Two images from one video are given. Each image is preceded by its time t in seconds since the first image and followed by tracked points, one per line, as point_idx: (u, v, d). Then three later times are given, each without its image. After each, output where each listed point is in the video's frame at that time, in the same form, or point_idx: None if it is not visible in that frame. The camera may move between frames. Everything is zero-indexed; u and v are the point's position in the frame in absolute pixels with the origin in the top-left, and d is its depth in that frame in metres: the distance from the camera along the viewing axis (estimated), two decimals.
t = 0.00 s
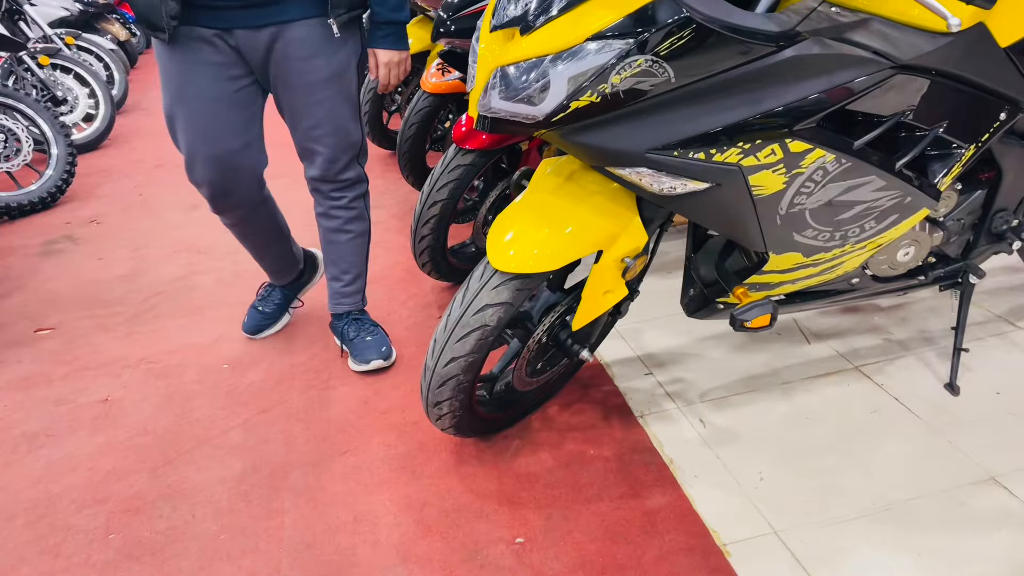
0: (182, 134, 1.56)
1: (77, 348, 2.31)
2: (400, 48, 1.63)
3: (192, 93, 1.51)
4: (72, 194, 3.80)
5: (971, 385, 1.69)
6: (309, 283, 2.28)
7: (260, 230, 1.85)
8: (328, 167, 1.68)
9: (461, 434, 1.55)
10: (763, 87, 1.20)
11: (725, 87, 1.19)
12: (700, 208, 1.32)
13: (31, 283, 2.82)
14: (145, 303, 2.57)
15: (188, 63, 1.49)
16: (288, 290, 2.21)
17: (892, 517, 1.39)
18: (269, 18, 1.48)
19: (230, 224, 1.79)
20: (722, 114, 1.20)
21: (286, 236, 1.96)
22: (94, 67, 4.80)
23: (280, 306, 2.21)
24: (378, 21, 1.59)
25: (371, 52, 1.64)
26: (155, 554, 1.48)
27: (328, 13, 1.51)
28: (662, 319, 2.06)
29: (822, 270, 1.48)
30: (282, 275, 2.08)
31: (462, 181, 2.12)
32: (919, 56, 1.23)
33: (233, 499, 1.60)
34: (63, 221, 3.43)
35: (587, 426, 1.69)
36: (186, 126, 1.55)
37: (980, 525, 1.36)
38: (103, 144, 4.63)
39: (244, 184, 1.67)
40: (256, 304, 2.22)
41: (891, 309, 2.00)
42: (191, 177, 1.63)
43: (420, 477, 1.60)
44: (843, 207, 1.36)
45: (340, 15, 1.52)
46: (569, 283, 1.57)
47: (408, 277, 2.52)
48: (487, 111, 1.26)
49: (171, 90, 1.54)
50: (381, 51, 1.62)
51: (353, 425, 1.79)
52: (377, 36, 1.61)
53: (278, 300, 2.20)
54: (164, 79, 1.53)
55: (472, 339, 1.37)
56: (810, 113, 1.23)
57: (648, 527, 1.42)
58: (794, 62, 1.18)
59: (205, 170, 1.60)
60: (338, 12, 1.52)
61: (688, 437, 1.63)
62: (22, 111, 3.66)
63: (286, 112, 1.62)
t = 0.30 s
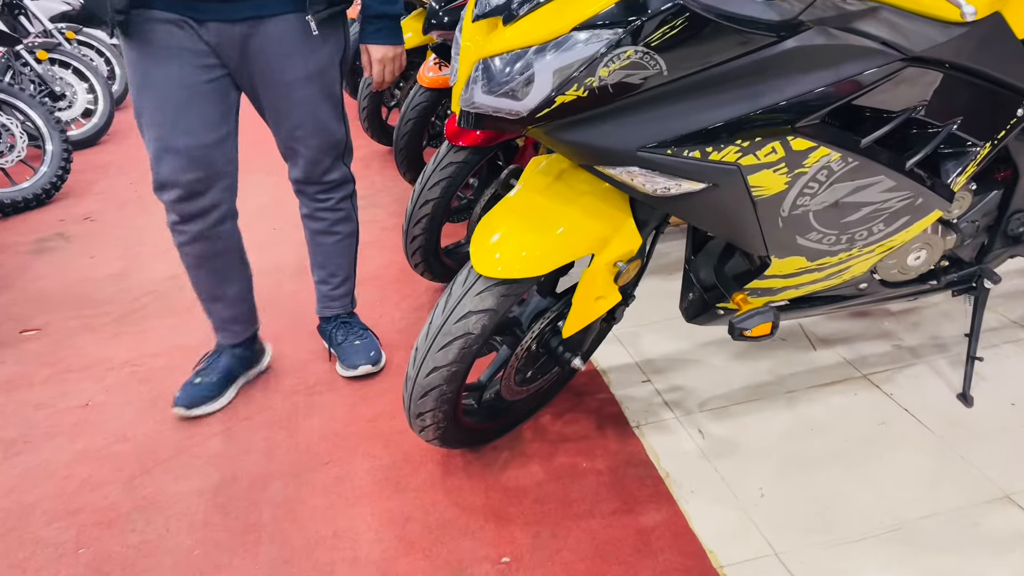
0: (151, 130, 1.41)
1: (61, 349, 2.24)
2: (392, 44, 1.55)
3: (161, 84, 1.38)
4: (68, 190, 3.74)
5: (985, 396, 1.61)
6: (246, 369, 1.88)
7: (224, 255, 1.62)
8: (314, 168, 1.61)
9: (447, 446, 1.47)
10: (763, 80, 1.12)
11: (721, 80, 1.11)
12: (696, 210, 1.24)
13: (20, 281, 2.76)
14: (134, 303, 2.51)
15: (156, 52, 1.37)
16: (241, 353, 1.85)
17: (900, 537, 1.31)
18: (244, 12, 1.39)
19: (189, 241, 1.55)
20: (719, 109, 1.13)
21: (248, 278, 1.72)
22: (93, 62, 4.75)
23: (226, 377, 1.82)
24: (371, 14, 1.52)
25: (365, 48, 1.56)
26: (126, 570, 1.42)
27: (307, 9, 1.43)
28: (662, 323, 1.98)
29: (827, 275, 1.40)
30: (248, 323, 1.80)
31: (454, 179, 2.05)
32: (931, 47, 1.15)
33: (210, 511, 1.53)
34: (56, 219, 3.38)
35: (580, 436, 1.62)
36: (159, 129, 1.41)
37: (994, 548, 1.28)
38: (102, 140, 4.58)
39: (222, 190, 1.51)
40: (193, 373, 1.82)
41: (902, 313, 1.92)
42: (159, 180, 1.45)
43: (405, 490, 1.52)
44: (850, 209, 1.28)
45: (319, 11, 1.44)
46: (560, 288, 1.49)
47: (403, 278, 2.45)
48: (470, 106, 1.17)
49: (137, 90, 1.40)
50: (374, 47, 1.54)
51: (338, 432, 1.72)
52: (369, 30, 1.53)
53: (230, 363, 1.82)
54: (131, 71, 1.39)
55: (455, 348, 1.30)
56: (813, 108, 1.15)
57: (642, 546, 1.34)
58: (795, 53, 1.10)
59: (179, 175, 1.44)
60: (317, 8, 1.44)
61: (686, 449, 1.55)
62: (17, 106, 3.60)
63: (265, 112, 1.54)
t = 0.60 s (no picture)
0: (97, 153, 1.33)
1: (34, 359, 2.18)
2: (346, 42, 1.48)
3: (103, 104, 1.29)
4: (50, 194, 3.67)
5: (979, 408, 1.55)
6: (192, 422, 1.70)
7: (177, 282, 1.51)
8: (274, 178, 1.53)
9: (421, 463, 1.41)
10: (743, 84, 1.07)
11: (700, 85, 1.06)
12: (676, 220, 1.18)
13: None
14: (111, 310, 2.44)
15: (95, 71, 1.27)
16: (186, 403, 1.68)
17: (890, 560, 1.26)
18: (188, 19, 1.28)
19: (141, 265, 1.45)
20: (697, 115, 1.07)
21: (202, 310, 1.58)
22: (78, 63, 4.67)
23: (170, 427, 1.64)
24: (316, 13, 1.44)
25: (313, 48, 1.48)
26: None
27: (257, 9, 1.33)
28: (649, 331, 1.93)
29: (815, 285, 1.34)
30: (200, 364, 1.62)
31: (434, 184, 1.98)
32: (919, 49, 1.10)
33: (177, 532, 1.47)
34: (37, 223, 3.31)
35: (562, 451, 1.56)
36: (105, 150, 1.32)
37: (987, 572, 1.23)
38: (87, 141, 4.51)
39: (183, 210, 1.44)
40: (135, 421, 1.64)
41: (895, 321, 1.86)
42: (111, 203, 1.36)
43: (379, 509, 1.47)
44: (837, 218, 1.22)
45: (270, 10, 1.34)
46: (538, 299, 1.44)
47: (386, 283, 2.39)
48: (438, 112, 1.12)
49: (77, 108, 1.31)
50: (325, 48, 1.47)
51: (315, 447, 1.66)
52: (315, 29, 1.45)
53: (174, 412, 1.64)
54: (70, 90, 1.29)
55: (426, 365, 1.24)
56: (797, 114, 1.09)
57: (622, 569, 1.29)
58: (776, 57, 1.05)
59: (138, 198, 1.36)
60: (268, 6, 1.33)
61: (670, 464, 1.50)
62: None
63: (217, 123, 1.44)
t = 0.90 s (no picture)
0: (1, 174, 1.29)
1: None
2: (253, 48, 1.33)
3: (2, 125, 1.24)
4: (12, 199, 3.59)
5: (943, 411, 1.55)
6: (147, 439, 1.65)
7: (113, 297, 1.48)
8: (198, 199, 1.44)
9: (379, 477, 1.38)
10: (693, 90, 1.05)
11: (650, 90, 1.04)
12: (632, 228, 1.16)
13: None
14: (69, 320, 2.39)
15: None
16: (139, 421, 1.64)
17: (853, 569, 1.24)
18: (80, 34, 1.20)
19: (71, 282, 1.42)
20: (648, 121, 1.05)
21: (144, 323, 1.56)
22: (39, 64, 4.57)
23: (121, 446, 1.60)
24: (218, 16, 1.29)
25: (214, 53, 1.33)
26: None
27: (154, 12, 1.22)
28: (615, 335, 1.90)
29: (776, 291, 1.33)
30: (149, 375, 1.60)
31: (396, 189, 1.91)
32: (874, 52, 1.08)
33: (128, 551, 1.43)
34: None
35: (524, 461, 1.53)
36: (10, 173, 1.28)
37: None
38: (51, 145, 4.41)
39: (109, 226, 1.41)
40: (86, 439, 1.60)
41: (860, 323, 1.85)
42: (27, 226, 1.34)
43: (336, 524, 1.43)
44: (794, 224, 1.21)
45: (171, 14, 1.23)
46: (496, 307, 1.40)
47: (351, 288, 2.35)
48: (386, 119, 1.07)
49: None
50: (227, 54, 1.32)
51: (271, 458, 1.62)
52: (218, 33, 1.30)
53: (125, 432, 1.60)
54: None
55: (378, 379, 1.22)
56: (748, 119, 1.08)
57: None
58: (726, 62, 1.03)
59: (53, 219, 1.33)
60: (165, 9, 1.22)
61: (633, 473, 1.48)
62: None
63: (128, 148, 1.35)
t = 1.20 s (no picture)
0: None
1: None
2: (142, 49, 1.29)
3: None
4: None
5: (892, 411, 1.56)
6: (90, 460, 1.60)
7: (38, 317, 1.44)
8: (113, 222, 1.38)
9: (329, 490, 1.36)
10: (633, 97, 1.05)
11: (590, 98, 1.04)
12: (577, 236, 1.16)
13: None
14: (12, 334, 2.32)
15: None
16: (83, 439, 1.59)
17: (801, 571, 1.25)
18: None
19: None
20: (589, 129, 1.05)
21: (75, 341, 1.52)
22: None
23: (63, 465, 1.55)
24: (104, 18, 1.24)
25: (103, 56, 1.28)
26: None
27: (51, 18, 1.20)
28: (571, 340, 1.89)
29: (724, 295, 1.33)
30: (83, 395, 1.56)
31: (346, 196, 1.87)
32: (811, 58, 1.09)
33: (68, 574, 1.39)
34: None
35: (477, 471, 1.52)
36: None
37: None
38: None
39: (24, 245, 1.36)
40: (26, 460, 1.56)
41: (811, 325, 1.87)
42: None
43: (285, 540, 1.41)
44: (737, 229, 1.22)
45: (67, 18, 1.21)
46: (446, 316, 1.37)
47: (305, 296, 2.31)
48: (325, 128, 1.03)
49: None
50: (116, 58, 1.28)
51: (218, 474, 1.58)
52: (106, 36, 1.25)
53: (66, 450, 1.56)
54: None
55: (322, 392, 1.21)
56: (689, 126, 1.08)
57: None
58: (663, 70, 1.03)
59: None
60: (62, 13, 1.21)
61: (586, 480, 1.47)
62: None
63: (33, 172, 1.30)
